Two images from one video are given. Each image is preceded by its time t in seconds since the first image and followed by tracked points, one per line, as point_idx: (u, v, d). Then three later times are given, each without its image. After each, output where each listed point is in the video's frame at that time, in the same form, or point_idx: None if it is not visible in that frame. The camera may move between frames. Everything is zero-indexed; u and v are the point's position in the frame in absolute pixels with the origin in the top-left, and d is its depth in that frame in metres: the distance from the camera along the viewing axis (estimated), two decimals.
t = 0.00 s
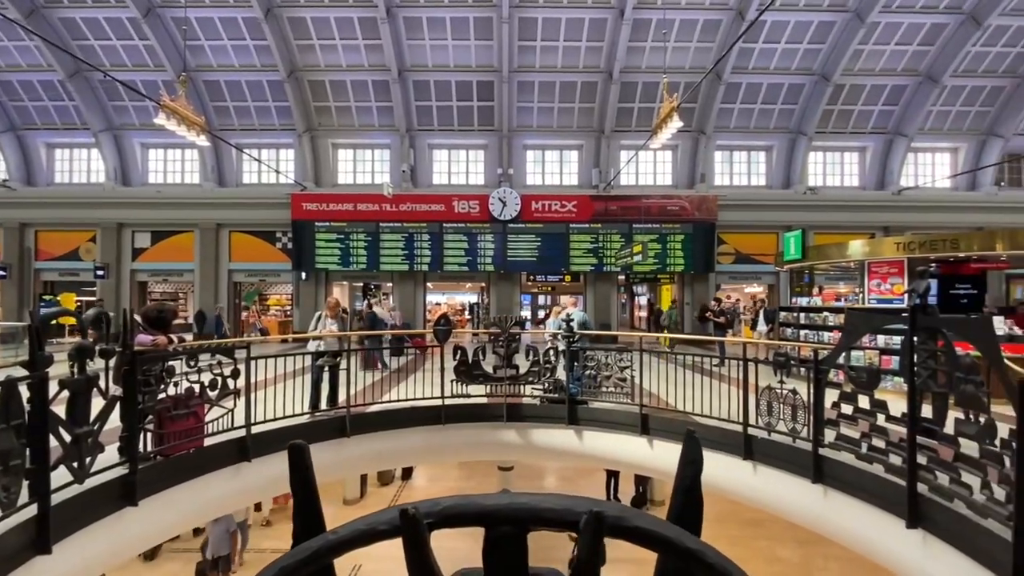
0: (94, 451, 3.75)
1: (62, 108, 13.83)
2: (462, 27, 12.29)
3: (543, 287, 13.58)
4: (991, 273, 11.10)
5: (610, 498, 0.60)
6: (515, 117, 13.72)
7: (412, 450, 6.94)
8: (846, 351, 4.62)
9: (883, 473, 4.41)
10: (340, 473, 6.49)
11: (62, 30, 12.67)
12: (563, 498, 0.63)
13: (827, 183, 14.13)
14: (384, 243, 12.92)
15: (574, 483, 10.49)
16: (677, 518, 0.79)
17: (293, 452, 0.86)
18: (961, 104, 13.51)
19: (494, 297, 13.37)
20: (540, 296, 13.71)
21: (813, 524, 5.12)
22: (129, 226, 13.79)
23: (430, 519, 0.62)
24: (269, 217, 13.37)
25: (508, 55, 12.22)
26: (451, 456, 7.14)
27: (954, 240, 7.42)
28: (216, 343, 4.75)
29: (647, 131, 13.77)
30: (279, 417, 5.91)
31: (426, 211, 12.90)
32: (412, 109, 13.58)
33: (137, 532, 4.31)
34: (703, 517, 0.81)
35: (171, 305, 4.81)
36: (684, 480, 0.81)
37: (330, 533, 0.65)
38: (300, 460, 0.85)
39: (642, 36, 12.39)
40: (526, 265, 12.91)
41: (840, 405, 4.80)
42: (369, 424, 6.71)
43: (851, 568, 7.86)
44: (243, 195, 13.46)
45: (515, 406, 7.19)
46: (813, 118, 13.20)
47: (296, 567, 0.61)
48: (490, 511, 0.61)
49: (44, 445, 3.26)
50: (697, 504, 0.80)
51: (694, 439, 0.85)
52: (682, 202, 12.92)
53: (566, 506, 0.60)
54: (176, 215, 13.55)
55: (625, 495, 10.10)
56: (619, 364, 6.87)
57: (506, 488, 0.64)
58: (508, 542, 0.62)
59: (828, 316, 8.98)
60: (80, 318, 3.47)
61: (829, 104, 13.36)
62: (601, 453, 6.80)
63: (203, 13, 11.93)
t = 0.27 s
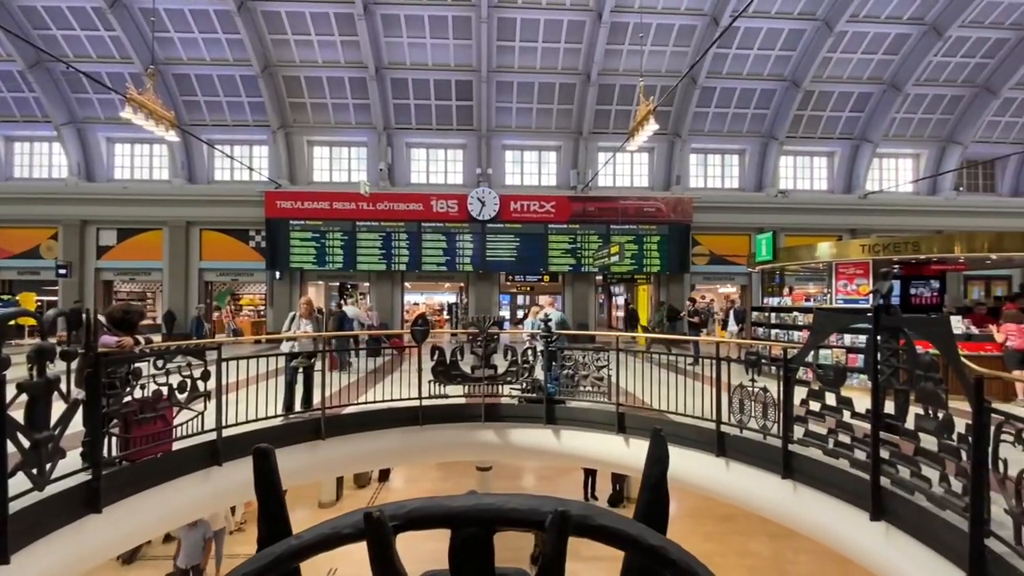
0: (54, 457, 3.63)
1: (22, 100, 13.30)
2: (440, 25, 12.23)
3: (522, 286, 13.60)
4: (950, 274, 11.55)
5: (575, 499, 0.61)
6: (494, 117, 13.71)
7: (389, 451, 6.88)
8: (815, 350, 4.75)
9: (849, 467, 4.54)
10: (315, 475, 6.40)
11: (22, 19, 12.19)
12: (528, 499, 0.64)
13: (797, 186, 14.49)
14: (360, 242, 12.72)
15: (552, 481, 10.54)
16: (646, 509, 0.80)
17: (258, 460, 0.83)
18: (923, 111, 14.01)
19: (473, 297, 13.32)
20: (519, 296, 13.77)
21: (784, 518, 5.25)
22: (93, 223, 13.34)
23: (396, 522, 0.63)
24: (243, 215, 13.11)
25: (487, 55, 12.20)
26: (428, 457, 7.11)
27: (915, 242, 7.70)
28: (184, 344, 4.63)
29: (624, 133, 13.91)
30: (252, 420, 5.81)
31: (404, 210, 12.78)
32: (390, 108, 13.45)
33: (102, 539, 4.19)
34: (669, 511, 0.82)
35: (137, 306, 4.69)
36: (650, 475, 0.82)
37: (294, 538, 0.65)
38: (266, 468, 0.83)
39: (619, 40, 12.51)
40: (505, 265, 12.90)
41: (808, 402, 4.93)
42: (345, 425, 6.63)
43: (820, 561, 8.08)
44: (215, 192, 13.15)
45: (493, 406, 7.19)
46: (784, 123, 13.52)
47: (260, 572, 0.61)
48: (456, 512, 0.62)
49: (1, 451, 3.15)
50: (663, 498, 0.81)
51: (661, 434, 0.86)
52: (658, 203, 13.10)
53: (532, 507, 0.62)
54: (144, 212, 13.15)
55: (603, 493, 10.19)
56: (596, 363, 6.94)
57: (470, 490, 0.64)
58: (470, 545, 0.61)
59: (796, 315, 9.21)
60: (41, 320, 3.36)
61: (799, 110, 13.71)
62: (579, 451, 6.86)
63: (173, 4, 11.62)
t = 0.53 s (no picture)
0: (11, 463, 3.48)
1: None
2: (417, 23, 12.13)
3: (500, 286, 13.64)
4: (911, 276, 11.99)
5: (544, 498, 0.63)
6: (472, 116, 13.66)
7: (364, 452, 6.81)
8: (784, 348, 4.87)
9: (816, 462, 4.68)
10: (288, 478, 6.31)
11: None
12: (497, 498, 0.65)
13: (768, 189, 14.83)
14: (335, 241, 12.52)
15: (529, 480, 10.57)
16: (616, 506, 0.82)
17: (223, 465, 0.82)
18: (887, 118, 14.49)
19: (451, 297, 13.26)
20: (497, 296, 13.77)
21: (754, 512, 5.38)
22: (54, 220, 12.89)
23: (360, 525, 0.63)
24: (214, 212, 12.80)
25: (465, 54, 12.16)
26: (405, 458, 7.06)
27: (879, 244, 7.96)
28: (151, 345, 4.51)
29: (600, 135, 14.03)
30: (223, 423, 5.69)
31: (380, 209, 12.65)
32: (366, 105, 13.29)
33: (62, 548, 4.05)
34: (638, 509, 0.84)
35: (101, 306, 4.54)
36: (619, 474, 0.84)
37: (255, 544, 0.64)
38: (231, 475, 0.82)
39: (596, 42, 12.61)
40: (483, 264, 12.88)
41: (777, 399, 5.06)
42: (319, 427, 6.53)
43: (789, 553, 8.30)
44: (185, 189, 12.81)
45: (470, 406, 7.17)
46: (755, 127, 13.81)
47: None
48: (424, 514, 0.62)
49: None
50: (632, 496, 0.83)
51: (630, 433, 0.89)
52: (634, 204, 13.26)
53: (499, 506, 0.62)
54: (109, 208, 12.72)
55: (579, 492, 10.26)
56: (573, 363, 7.00)
57: (439, 491, 0.64)
58: (436, 547, 0.62)
59: (767, 314, 9.42)
60: None
61: (770, 115, 14.02)
62: (556, 450, 6.90)
63: None
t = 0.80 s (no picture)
0: None
1: None
2: (394, 20, 12.02)
3: (478, 286, 13.58)
4: (875, 276, 12.39)
5: (507, 500, 0.64)
6: (450, 115, 13.59)
7: (339, 454, 6.73)
8: (755, 347, 4.98)
9: (786, 458, 4.81)
10: (260, 482, 6.21)
11: None
12: (461, 500, 0.65)
13: (741, 192, 15.13)
14: (310, 239, 12.33)
15: (507, 479, 10.59)
16: (585, 507, 0.82)
17: (179, 470, 0.80)
18: (853, 124, 14.94)
19: (428, 297, 13.18)
20: (475, 296, 13.70)
21: (726, 507, 5.50)
22: (12, 216, 12.34)
23: (317, 530, 0.63)
24: (183, 209, 12.47)
25: (442, 52, 12.10)
26: (380, 459, 7.00)
27: (845, 245, 8.20)
28: (114, 346, 4.36)
29: (578, 136, 14.12)
30: (192, 426, 5.55)
31: (357, 207, 12.49)
32: (342, 101, 13.10)
33: (19, 557, 3.91)
34: (606, 510, 0.84)
35: (60, 306, 4.38)
36: (587, 474, 0.83)
37: (208, 552, 0.63)
38: (187, 480, 0.80)
39: (574, 44, 12.68)
40: (461, 264, 12.83)
41: (749, 397, 5.17)
42: (293, 429, 6.42)
43: (761, 547, 8.49)
44: (152, 185, 12.43)
45: (447, 406, 7.14)
46: (728, 131, 14.07)
47: None
48: (383, 518, 0.63)
49: None
50: (600, 497, 0.83)
51: (599, 433, 0.88)
52: (611, 205, 13.40)
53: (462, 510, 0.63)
54: (71, 204, 12.25)
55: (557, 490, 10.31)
56: (551, 362, 7.04)
57: (401, 495, 0.65)
58: (395, 551, 0.62)
59: (739, 313, 9.61)
60: None
61: (742, 119, 14.31)
62: (534, 449, 6.92)
63: None
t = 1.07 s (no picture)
0: None
1: None
2: (371, 16, 11.91)
3: (457, 286, 13.54)
4: (843, 277, 12.78)
5: (474, 503, 0.67)
6: (427, 114, 13.52)
7: (314, 457, 6.66)
8: (727, 346, 5.11)
9: (756, 454, 4.95)
10: (232, 486, 6.13)
11: None
12: (428, 505, 0.68)
13: (715, 194, 15.44)
14: (284, 238, 12.13)
15: (484, 480, 10.61)
16: (553, 505, 0.87)
17: (132, 479, 0.78)
18: (821, 129, 15.38)
19: (406, 297, 13.10)
20: (454, 296, 13.63)
21: (699, 503, 5.63)
22: None
23: (275, 539, 0.64)
24: (151, 206, 12.12)
25: (420, 50, 12.04)
26: (356, 461, 6.95)
27: (813, 247, 8.46)
28: (75, 348, 4.23)
29: (555, 137, 14.21)
30: (160, 430, 5.43)
31: (332, 205, 12.33)
32: (318, 98, 12.91)
33: None
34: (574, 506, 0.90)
35: (18, 306, 4.23)
36: (556, 473, 0.89)
37: (160, 562, 0.63)
38: (139, 491, 0.78)
39: (552, 45, 12.76)
40: (439, 264, 12.79)
41: (721, 395, 5.30)
42: (265, 432, 6.33)
43: (733, 542, 8.70)
44: (118, 181, 12.05)
45: (424, 407, 7.13)
46: (702, 134, 14.33)
47: None
48: (345, 525, 0.65)
49: None
50: (569, 494, 0.88)
51: (567, 434, 0.94)
52: (589, 206, 13.53)
53: (424, 515, 0.65)
54: (31, 199, 11.80)
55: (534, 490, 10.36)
56: (528, 362, 7.10)
57: (364, 501, 0.68)
58: (357, 556, 0.66)
59: (713, 313, 9.80)
60: None
61: (716, 122, 14.59)
62: (511, 449, 6.96)
63: None
